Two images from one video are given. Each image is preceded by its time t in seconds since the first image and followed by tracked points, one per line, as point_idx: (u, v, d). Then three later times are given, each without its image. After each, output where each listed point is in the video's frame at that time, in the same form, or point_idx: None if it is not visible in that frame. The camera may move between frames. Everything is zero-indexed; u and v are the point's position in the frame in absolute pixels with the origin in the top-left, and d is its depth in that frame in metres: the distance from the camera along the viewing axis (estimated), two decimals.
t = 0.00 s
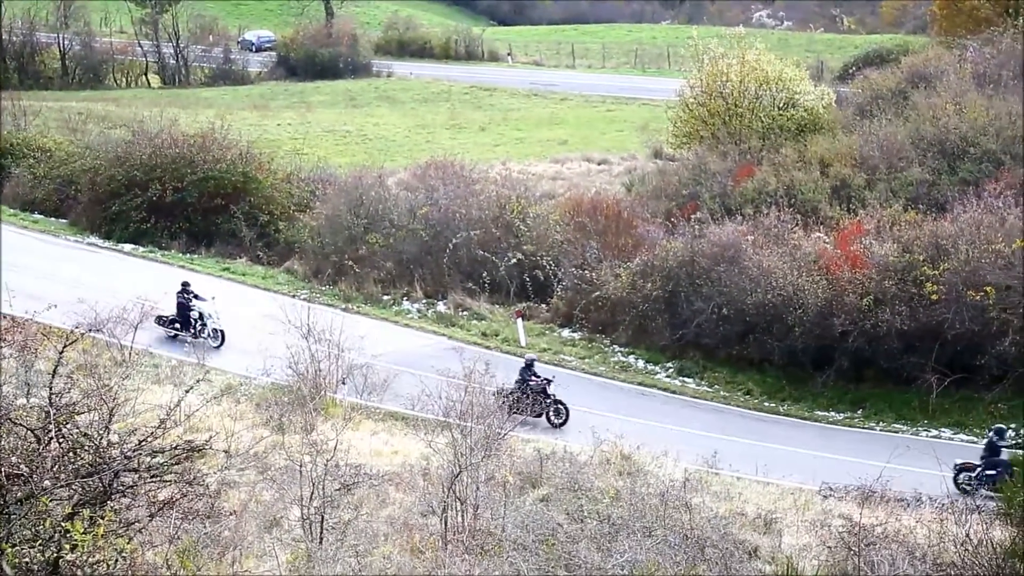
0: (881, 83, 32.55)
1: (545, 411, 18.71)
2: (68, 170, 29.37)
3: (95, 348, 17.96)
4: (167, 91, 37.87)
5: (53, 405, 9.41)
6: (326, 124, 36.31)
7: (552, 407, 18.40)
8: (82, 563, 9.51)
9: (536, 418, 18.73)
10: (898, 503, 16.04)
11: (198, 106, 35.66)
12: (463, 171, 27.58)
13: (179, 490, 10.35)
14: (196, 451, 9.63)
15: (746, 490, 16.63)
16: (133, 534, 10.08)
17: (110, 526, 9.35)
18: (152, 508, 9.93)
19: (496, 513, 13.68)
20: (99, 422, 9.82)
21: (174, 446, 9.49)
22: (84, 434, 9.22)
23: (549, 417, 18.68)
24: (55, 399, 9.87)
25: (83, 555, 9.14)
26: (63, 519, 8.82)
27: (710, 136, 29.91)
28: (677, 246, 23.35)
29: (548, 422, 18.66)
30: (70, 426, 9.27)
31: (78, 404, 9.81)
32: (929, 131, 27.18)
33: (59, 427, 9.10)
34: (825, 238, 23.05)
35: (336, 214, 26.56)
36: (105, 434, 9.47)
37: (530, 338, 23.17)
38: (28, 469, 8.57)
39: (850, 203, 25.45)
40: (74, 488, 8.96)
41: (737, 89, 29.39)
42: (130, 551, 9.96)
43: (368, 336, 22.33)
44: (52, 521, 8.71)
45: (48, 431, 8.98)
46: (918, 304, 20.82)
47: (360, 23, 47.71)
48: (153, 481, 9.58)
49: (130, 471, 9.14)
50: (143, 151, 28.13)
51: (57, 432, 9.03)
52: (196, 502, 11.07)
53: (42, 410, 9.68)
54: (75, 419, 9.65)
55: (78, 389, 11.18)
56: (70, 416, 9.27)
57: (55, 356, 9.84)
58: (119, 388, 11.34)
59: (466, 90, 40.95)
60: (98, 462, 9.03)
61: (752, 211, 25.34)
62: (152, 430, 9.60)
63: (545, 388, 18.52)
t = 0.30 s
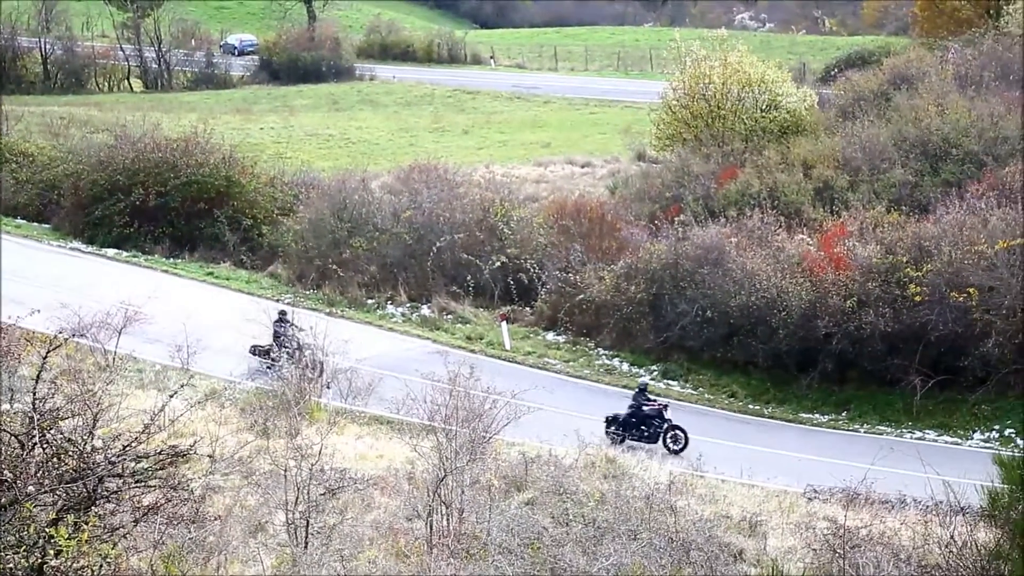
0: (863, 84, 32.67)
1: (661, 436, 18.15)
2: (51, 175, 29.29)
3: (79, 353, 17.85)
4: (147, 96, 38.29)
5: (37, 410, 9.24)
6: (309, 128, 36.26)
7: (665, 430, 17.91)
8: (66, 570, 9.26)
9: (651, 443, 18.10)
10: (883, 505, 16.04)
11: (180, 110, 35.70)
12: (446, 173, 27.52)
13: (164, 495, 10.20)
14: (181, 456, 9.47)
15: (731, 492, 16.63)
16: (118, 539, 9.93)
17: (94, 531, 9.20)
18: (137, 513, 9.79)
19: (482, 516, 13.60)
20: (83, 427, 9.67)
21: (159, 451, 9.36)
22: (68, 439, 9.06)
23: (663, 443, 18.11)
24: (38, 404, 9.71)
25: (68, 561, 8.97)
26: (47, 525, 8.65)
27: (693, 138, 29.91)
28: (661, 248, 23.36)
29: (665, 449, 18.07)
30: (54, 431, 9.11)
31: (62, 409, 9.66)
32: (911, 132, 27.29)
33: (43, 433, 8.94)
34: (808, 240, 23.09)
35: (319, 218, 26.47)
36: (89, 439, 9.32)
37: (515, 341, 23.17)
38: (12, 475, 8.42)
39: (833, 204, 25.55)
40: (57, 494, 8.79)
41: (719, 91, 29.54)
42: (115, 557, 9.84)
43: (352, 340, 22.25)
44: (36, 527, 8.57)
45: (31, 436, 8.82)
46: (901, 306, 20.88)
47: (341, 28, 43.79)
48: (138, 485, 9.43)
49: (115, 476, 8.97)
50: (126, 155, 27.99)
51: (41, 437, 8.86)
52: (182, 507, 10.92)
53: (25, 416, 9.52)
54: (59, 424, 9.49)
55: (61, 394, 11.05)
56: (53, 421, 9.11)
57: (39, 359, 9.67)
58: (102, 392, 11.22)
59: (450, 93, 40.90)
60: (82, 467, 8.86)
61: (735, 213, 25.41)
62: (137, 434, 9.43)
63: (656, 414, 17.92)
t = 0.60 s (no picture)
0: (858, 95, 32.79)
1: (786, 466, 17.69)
2: (45, 186, 29.27)
3: (73, 365, 17.82)
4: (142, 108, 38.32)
5: (31, 422, 9.23)
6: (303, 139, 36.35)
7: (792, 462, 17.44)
8: None
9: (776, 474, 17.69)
10: (878, 517, 16.01)
11: (175, 122, 36.33)
12: (441, 184, 27.54)
13: (158, 507, 10.18)
14: (175, 468, 9.45)
15: (726, 504, 16.61)
16: (111, 552, 9.91)
17: (88, 543, 9.15)
18: (131, 526, 9.77)
19: (477, 528, 13.59)
20: (77, 439, 9.66)
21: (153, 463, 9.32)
22: (62, 451, 9.06)
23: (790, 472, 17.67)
24: (32, 417, 9.69)
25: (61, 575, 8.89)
26: (41, 537, 8.60)
27: (687, 149, 29.96)
28: (656, 259, 23.38)
29: (790, 479, 17.64)
30: (48, 444, 9.10)
31: (56, 422, 9.66)
32: (905, 143, 27.37)
33: (37, 445, 8.93)
34: (803, 251, 23.12)
35: (314, 230, 26.46)
36: (83, 451, 9.33)
37: (509, 352, 23.16)
38: (5, 487, 8.39)
39: (828, 215, 25.60)
40: (51, 506, 8.76)
41: (714, 102, 29.69)
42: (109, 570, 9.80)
43: (346, 352, 22.23)
44: (30, 539, 8.52)
45: (25, 448, 8.80)
46: (896, 317, 20.89)
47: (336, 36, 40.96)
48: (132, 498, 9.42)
49: (108, 488, 8.95)
50: (120, 167, 28.01)
51: (35, 449, 8.85)
52: (176, 519, 10.90)
53: (19, 429, 9.50)
54: (53, 436, 9.47)
55: (55, 406, 11.02)
56: (48, 433, 9.10)
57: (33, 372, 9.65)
58: (97, 405, 11.20)
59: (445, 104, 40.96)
60: (76, 480, 8.85)
61: (730, 224, 25.45)
62: (131, 446, 9.41)
63: (780, 444, 17.44)
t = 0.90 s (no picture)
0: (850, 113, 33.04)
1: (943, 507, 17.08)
2: (37, 204, 28.77)
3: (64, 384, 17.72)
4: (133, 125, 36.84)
5: (22, 440, 9.17)
6: (296, 156, 36.39)
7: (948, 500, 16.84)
8: None
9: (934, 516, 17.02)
10: (870, 535, 15.99)
11: (168, 139, 35.52)
12: (434, 202, 27.59)
13: (149, 526, 10.11)
14: (166, 487, 9.38)
15: (717, 522, 16.58)
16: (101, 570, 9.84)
17: (79, 561, 9.07)
18: (122, 543, 9.69)
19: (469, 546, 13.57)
20: (68, 457, 9.60)
21: (145, 481, 9.25)
22: (53, 469, 9.02)
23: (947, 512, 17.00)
24: (22, 435, 9.61)
25: None
26: (31, 555, 8.49)
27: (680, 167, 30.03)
28: (648, 276, 23.41)
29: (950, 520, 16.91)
30: (39, 461, 9.06)
31: (47, 440, 9.60)
32: (896, 162, 27.53)
33: (28, 463, 8.87)
34: (794, 269, 23.19)
35: (306, 247, 26.42)
36: (75, 469, 9.28)
37: (501, 370, 23.15)
38: None
39: (820, 234, 25.69)
40: (42, 524, 8.70)
41: (706, 121, 29.85)
42: None
43: (338, 369, 22.19)
44: (20, 558, 8.43)
45: (16, 466, 8.74)
46: (888, 334, 20.93)
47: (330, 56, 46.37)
48: (124, 515, 9.36)
49: (100, 506, 8.89)
50: (113, 184, 27.90)
51: (26, 467, 8.80)
52: (168, 537, 10.84)
53: (9, 448, 9.42)
54: (44, 454, 9.40)
55: (46, 424, 10.92)
56: (39, 451, 9.05)
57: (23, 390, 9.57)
58: (88, 423, 11.13)
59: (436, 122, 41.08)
60: (67, 498, 8.80)
61: (722, 242, 25.50)
62: (123, 464, 9.34)
63: (939, 482, 16.94)
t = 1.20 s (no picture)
0: (847, 120, 33.18)
1: None
2: (35, 210, 29.14)
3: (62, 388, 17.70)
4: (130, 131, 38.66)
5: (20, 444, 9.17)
6: (293, 162, 36.45)
7: None
8: None
9: None
10: (868, 539, 15.99)
11: (166, 144, 36.08)
12: (432, 208, 27.66)
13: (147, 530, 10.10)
14: (164, 491, 9.38)
15: (715, 526, 16.57)
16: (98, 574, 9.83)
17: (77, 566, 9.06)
18: (120, 548, 9.68)
19: (466, 551, 13.65)
20: (67, 462, 9.61)
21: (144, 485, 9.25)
22: (51, 474, 9.02)
23: None
24: (21, 439, 9.62)
25: None
26: (29, 560, 8.48)
27: (677, 173, 30.16)
28: (646, 282, 23.46)
29: None
30: (37, 466, 9.05)
31: (46, 444, 9.59)
32: (893, 167, 27.61)
33: (26, 468, 8.84)
34: (792, 275, 23.23)
35: (304, 253, 26.46)
36: (73, 474, 9.29)
37: (499, 375, 23.16)
38: None
39: (817, 239, 25.72)
40: (40, 529, 8.68)
41: (704, 126, 29.78)
42: None
43: (336, 374, 22.20)
44: (18, 563, 8.41)
45: (14, 471, 8.71)
46: (885, 340, 20.96)
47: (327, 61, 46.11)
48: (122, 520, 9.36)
49: (98, 511, 8.87)
50: (111, 190, 27.97)
51: (25, 472, 8.77)
52: (166, 541, 10.82)
53: (7, 452, 9.42)
54: (43, 460, 9.40)
55: (45, 428, 10.93)
56: (37, 455, 9.04)
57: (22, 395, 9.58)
58: (86, 427, 11.13)
59: (433, 129, 41.18)
60: (65, 502, 8.79)
61: (720, 247, 25.54)
62: (121, 469, 9.34)
63: None
